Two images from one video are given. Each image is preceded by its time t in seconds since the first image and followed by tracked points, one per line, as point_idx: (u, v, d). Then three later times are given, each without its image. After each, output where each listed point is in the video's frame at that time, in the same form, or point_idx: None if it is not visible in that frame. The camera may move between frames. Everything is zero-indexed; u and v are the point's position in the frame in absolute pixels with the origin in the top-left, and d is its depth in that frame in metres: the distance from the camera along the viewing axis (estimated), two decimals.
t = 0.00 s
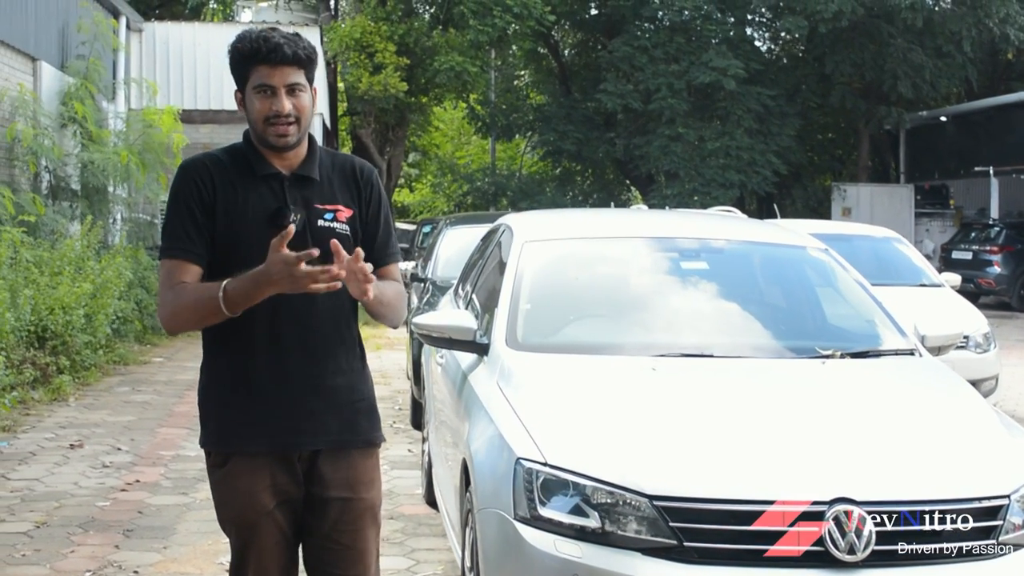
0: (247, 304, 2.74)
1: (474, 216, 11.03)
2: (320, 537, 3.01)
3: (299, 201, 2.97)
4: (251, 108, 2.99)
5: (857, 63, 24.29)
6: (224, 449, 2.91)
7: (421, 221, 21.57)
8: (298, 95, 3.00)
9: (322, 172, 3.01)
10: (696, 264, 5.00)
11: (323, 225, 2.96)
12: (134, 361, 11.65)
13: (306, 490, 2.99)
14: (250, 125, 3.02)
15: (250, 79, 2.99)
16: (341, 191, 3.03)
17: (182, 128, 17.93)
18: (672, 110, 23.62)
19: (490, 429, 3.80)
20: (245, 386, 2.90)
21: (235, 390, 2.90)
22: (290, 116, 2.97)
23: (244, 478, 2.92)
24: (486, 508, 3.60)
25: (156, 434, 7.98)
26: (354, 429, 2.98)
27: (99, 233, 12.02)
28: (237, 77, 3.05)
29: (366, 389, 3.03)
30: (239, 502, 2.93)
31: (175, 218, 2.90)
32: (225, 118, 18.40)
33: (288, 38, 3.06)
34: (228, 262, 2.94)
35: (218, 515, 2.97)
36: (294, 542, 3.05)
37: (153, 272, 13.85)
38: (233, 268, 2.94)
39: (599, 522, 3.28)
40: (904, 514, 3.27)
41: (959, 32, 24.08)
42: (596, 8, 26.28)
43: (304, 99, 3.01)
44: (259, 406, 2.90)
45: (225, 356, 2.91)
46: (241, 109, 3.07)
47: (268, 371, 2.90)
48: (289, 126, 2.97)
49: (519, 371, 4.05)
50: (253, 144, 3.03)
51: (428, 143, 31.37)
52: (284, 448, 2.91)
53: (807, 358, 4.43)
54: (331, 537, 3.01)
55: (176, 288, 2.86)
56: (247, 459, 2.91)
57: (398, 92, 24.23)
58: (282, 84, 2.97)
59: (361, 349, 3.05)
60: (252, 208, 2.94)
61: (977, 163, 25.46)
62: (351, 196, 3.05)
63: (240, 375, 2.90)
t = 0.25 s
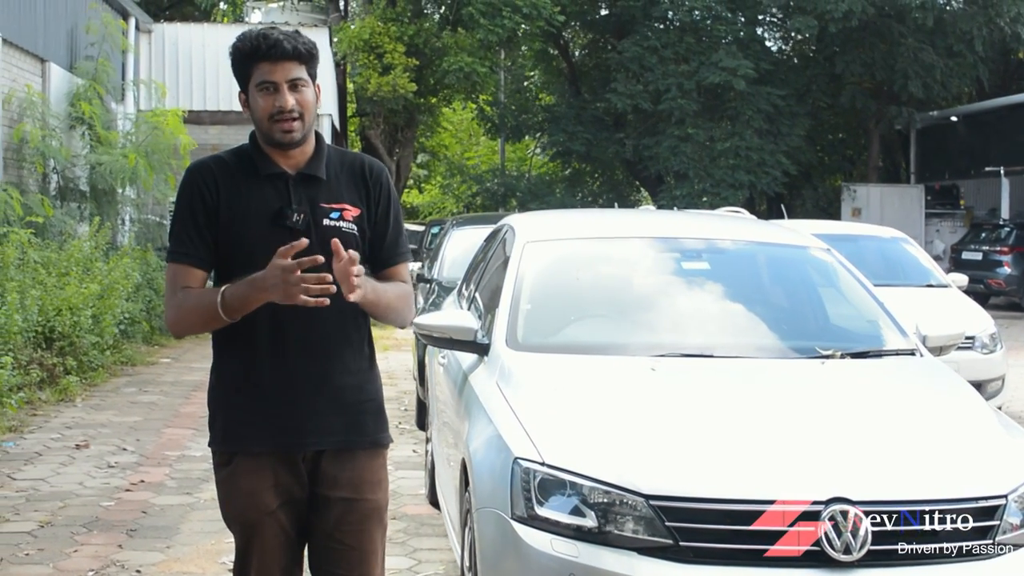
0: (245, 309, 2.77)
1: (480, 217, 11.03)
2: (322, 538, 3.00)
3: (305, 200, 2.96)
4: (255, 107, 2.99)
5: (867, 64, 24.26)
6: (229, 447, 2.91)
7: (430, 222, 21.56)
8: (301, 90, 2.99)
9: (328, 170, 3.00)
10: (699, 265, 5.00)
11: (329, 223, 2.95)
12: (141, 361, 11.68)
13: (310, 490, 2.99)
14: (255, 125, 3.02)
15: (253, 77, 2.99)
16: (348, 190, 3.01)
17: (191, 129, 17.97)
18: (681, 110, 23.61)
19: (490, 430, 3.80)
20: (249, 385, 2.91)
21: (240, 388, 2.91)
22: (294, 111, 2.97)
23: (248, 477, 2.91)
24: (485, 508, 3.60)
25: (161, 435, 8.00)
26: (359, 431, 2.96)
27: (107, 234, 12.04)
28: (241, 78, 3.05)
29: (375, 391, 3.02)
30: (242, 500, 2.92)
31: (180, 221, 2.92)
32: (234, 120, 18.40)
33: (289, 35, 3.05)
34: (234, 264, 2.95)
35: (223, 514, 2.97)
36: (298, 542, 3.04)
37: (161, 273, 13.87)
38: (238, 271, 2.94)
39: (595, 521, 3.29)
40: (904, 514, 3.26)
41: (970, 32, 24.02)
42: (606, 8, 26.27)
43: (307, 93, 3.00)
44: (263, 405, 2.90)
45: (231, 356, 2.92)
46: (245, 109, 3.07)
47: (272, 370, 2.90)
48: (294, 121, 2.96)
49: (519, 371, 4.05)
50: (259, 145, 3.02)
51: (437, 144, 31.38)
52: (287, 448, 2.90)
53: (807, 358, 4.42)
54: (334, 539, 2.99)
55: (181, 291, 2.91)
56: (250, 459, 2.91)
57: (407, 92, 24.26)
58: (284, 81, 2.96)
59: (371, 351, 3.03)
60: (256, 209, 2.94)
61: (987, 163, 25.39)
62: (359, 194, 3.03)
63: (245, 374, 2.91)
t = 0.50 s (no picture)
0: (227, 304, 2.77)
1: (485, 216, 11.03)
2: (325, 539, 2.99)
3: (310, 198, 2.95)
4: (260, 105, 2.98)
5: (874, 63, 24.23)
6: (232, 447, 2.91)
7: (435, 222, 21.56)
8: (307, 88, 2.99)
9: (333, 169, 2.99)
10: (700, 264, 5.00)
11: (333, 221, 2.96)
12: (146, 361, 11.69)
13: (313, 490, 2.98)
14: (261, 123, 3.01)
15: (259, 75, 2.98)
16: (353, 188, 3.00)
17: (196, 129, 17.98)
18: (687, 110, 23.59)
19: (487, 430, 3.80)
20: (253, 385, 2.90)
21: (243, 390, 2.90)
22: (302, 108, 2.97)
23: (251, 477, 2.91)
24: (482, 507, 3.60)
25: (164, 434, 8.01)
26: (363, 430, 2.95)
27: (112, 234, 12.06)
28: (244, 76, 3.05)
29: (379, 390, 3.00)
30: (245, 501, 2.92)
31: (185, 223, 2.93)
32: (239, 120, 18.42)
33: (295, 34, 3.05)
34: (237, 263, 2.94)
35: (226, 514, 2.97)
36: (302, 542, 3.03)
37: (165, 274, 13.88)
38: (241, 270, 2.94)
39: (591, 520, 3.29)
40: (905, 514, 3.27)
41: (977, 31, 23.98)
42: (613, 8, 26.25)
43: (314, 91, 3.00)
44: (265, 406, 2.90)
45: (235, 355, 2.92)
46: (248, 109, 3.06)
47: (275, 369, 2.89)
48: (301, 118, 2.96)
49: (517, 371, 4.05)
50: (265, 144, 3.01)
51: (443, 144, 31.38)
52: (290, 447, 2.90)
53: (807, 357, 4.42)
54: (336, 539, 2.98)
55: (179, 291, 2.92)
56: (253, 458, 2.91)
57: (412, 92, 24.25)
58: (291, 78, 2.96)
59: (376, 349, 3.02)
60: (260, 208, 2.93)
61: (995, 162, 25.32)
62: (364, 191, 3.02)
63: (248, 375, 2.90)
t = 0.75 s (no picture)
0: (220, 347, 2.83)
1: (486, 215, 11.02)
2: (321, 537, 2.98)
3: (300, 195, 2.94)
4: (254, 104, 2.98)
5: (877, 61, 24.21)
6: (228, 446, 2.91)
7: (437, 222, 21.56)
8: (301, 87, 2.99)
9: (324, 166, 2.98)
10: (698, 262, 5.00)
11: (325, 218, 2.93)
12: (147, 361, 11.70)
13: (309, 488, 2.97)
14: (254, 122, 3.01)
15: (254, 73, 2.99)
16: (345, 185, 2.98)
17: (198, 128, 17.97)
18: (690, 108, 23.58)
19: (483, 428, 3.80)
20: (248, 386, 2.90)
21: (239, 389, 2.90)
22: (296, 108, 2.96)
23: (246, 476, 2.91)
24: (477, 505, 3.59)
25: (164, 434, 8.00)
26: (358, 428, 2.93)
27: (113, 234, 12.05)
28: (238, 77, 3.05)
29: (377, 389, 2.98)
30: (240, 499, 2.92)
31: (181, 231, 2.98)
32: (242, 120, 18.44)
33: (289, 34, 3.05)
34: (229, 265, 2.95)
35: (224, 512, 2.97)
36: (298, 540, 3.03)
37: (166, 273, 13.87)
38: (233, 272, 2.94)
39: (585, 519, 3.28)
40: (905, 515, 3.26)
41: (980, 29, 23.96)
42: (615, 7, 26.23)
43: (307, 91, 3.00)
44: (260, 406, 2.89)
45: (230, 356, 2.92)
46: (243, 108, 3.06)
47: (270, 368, 2.89)
48: (295, 117, 2.96)
49: (514, 369, 4.05)
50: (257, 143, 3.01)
51: (445, 143, 31.38)
52: (284, 447, 2.89)
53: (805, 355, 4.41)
54: (331, 537, 2.97)
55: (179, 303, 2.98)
56: (248, 457, 2.91)
57: (414, 91, 24.22)
58: (286, 77, 2.96)
59: (373, 348, 2.99)
60: (250, 207, 2.93)
61: (998, 160, 25.30)
62: (354, 186, 2.99)
63: (243, 375, 2.90)
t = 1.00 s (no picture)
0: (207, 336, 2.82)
1: (484, 214, 11.01)
2: (305, 536, 2.98)
3: (282, 195, 2.94)
4: (237, 101, 2.97)
5: (876, 59, 24.22)
6: (211, 443, 2.91)
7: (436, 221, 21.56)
8: (285, 86, 2.99)
9: (306, 165, 2.97)
10: (690, 260, 4.99)
11: (306, 218, 2.92)
12: (146, 361, 11.70)
13: (292, 485, 2.97)
14: (237, 119, 3.01)
15: (238, 71, 2.98)
16: (327, 183, 2.97)
17: (196, 128, 17.96)
18: (689, 107, 23.59)
19: (476, 427, 3.79)
20: (232, 383, 2.90)
21: (223, 386, 2.91)
22: (279, 106, 2.96)
23: (230, 473, 2.91)
24: (471, 504, 3.59)
25: (161, 433, 8.00)
26: (342, 426, 2.93)
27: (111, 233, 12.04)
28: (223, 74, 3.04)
29: (361, 386, 2.99)
30: (223, 496, 2.92)
31: (162, 230, 2.98)
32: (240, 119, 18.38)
33: (274, 31, 3.04)
34: (211, 264, 2.96)
35: (207, 510, 2.97)
36: (282, 539, 3.03)
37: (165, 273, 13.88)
38: (214, 272, 2.95)
39: (579, 517, 3.28)
40: (904, 515, 3.26)
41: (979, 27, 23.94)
42: (614, 5, 26.24)
43: (292, 89, 3.00)
44: (244, 403, 2.89)
45: (213, 354, 2.92)
46: (228, 104, 3.06)
47: (252, 366, 2.89)
48: (278, 116, 2.95)
49: (508, 368, 4.05)
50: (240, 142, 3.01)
51: (444, 142, 31.39)
52: (267, 445, 2.89)
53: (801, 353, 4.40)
54: (315, 537, 2.97)
55: (161, 303, 2.99)
56: (232, 455, 2.91)
57: (413, 90, 24.21)
58: (270, 75, 2.95)
59: (356, 348, 3.00)
60: (232, 206, 2.93)
61: (997, 159, 25.32)
62: (337, 185, 2.99)
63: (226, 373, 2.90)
